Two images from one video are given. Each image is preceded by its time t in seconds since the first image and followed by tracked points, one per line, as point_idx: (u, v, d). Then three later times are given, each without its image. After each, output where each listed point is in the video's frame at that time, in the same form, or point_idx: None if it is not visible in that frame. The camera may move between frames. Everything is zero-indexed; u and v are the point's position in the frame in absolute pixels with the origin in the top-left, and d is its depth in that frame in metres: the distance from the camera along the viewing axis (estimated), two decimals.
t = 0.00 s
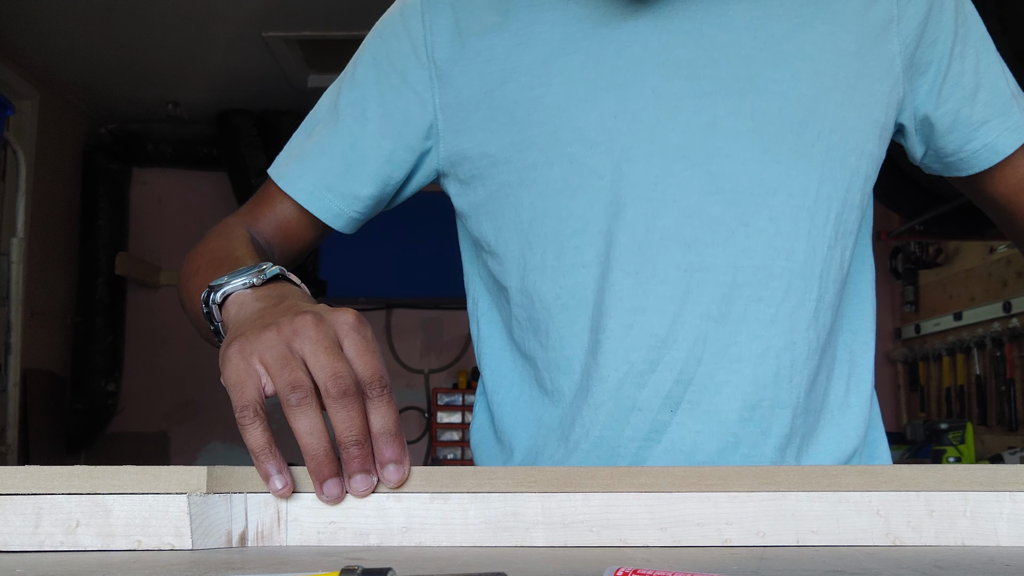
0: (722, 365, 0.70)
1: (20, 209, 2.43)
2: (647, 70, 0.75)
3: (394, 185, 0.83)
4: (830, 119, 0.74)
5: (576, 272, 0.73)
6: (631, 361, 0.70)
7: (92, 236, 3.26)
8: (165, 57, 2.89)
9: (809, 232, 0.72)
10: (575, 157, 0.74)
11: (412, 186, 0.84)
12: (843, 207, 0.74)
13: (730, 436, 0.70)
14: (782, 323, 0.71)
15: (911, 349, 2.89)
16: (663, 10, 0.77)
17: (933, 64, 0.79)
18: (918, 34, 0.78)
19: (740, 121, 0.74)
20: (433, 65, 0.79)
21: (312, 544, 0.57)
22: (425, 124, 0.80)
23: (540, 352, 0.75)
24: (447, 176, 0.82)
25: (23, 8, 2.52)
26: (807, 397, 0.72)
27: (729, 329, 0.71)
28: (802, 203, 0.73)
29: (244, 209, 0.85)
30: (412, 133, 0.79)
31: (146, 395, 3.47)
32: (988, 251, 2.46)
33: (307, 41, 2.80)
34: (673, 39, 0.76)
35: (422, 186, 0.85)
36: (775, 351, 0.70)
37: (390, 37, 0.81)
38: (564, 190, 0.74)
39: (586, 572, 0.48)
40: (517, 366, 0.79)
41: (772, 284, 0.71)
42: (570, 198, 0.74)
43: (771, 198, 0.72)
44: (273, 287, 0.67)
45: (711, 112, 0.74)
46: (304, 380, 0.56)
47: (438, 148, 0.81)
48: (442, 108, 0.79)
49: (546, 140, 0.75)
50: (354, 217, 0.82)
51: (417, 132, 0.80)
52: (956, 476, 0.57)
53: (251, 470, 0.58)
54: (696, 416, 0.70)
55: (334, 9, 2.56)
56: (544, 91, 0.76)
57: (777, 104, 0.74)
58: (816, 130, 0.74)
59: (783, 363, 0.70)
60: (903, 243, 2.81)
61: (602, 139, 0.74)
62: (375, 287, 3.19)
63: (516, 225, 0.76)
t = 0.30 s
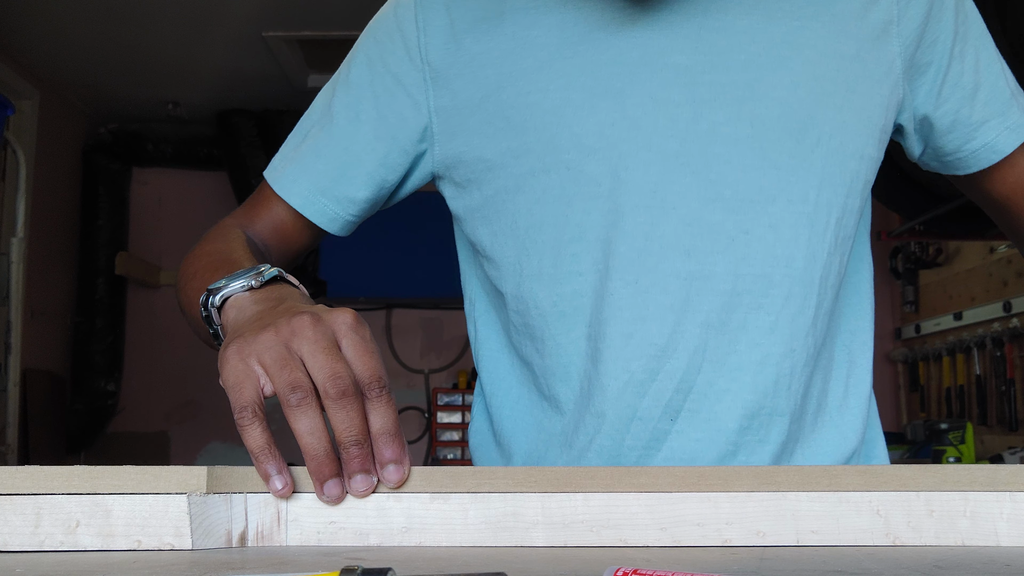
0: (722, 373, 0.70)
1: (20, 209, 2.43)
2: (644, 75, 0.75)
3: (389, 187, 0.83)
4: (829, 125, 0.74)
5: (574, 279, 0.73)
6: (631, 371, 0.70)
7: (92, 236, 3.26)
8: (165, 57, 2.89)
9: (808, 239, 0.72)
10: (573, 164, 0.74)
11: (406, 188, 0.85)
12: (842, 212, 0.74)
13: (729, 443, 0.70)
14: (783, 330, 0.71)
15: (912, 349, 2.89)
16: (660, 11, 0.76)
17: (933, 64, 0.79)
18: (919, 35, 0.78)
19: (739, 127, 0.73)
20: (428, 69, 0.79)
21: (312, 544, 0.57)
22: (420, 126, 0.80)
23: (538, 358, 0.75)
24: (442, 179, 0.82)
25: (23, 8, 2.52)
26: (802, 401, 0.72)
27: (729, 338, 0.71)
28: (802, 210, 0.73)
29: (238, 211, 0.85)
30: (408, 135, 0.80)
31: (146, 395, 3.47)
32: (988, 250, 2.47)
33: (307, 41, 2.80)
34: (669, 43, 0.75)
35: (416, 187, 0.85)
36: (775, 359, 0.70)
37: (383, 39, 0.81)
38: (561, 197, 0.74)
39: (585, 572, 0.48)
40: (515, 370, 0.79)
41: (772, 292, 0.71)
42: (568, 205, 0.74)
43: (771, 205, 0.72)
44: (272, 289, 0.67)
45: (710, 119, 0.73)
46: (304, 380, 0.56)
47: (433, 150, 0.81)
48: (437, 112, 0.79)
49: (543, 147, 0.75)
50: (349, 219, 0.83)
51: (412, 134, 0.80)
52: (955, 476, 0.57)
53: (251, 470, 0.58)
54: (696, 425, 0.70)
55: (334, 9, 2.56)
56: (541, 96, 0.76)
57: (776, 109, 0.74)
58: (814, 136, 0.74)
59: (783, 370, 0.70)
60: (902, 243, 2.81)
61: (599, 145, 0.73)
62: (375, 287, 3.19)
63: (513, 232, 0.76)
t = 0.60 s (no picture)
0: (727, 380, 0.70)
1: (20, 209, 2.43)
2: (647, 78, 0.75)
3: (390, 185, 0.82)
4: (834, 130, 0.74)
5: (577, 285, 0.73)
6: (636, 378, 0.70)
7: (92, 235, 3.26)
8: (166, 57, 2.89)
9: (813, 246, 0.72)
10: (576, 168, 0.74)
11: (408, 185, 0.84)
12: (847, 218, 0.75)
13: (733, 450, 0.70)
14: (787, 337, 0.71)
15: (912, 348, 2.89)
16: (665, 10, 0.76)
17: (939, 67, 0.79)
18: (927, 37, 0.77)
19: (744, 132, 0.73)
20: (429, 68, 0.78)
21: (312, 544, 0.57)
22: (421, 126, 0.79)
23: (541, 362, 0.75)
24: (445, 178, 0.82)
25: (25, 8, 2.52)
26: (806, 407, 0.73)
27: (734, 345, 0.71)
28: (806, 217, 0.72)
29: (238, 209, 0.86)
30: (408, 135, 0.79)
31: (146, 395, 3.47)
32: (989, 251, 2.47)
33: (308, 41, 2.81)
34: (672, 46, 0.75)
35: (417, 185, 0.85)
36: (778, 366, 0.71)
37: (383, 38, 0.80)
38: (564, 201, 0.74)
39: (586, 572, 0.48)
40: (518, 371, 0.79)
41: (777, 299, 0.71)
42: (571, 209, 0.74)
43: (776, 212, 0.72)
44: (276, 284, 0.67)
45: (715, 124, 0.73)
46: (305, 382, 0.56)
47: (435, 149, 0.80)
48: (438, 111, 0.78)
49: (546, 151, 0.75)
50: (350, 219, 0.82)
51: (413, 134, 0.79)
52: (955, 476, 0.57)
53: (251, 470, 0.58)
54: (700, 432, 0.70)
55: (335, 9, 2.56)
56: (544, 99, 0.75)
57: (781, 114, 0.74)
58: (820, 141, 0.74)
59: (785, 377, 0.71)
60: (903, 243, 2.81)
61: (603, 150, 0.73)
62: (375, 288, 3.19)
63: (516, 234, 0.76)
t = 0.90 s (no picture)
0: (764, 391, 0.70)
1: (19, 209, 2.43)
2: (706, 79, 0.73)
3: (440, 167, 0.79)
4: (883, 150, 0.74)
5: (622, 280, 0.72)
6: (676, 381, 0.69)
7: (92, 235, 3.26)
8: (166, 56, 2.89)
9: (849, 261, 0.72)
10: (632, 163, 0.72)
11: (458, 168, 0.81)
12: (881, 239, 0.75)
13: (762, 458, 0.70)
14: (819, 351, 0.71)
15: (912, 348, 2.89)
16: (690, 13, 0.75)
17: (980, 99, 0.80)
18: (976, 69, 0.79)
19: (799, 143, 0.72)
20: (481, 47, 0.75)
21: (312, 544, 0.57)
22: (472, 106, 0.76)
23: (578, 356, 0.74)
24: (494, 160, 0.79)
25: (25, 8, 2.52)
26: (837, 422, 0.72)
27: (771, 355, 0.70)
28: (847, 234, 0.72)
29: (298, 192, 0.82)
30: (459, 116, 0.76)
31: (146, 394, 3.47)
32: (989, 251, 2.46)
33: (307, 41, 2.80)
34: (731, 48, 0.74)
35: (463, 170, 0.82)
36: (807, 379, 0.71)
37: (434, 14, 0.77)
38: (613, 197, 0.72)
39: (585, 572, 0.48)
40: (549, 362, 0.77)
41: (813, 314, 0.71)
42: (622, 205, 0.72)
43: (821, 226, 0.72)
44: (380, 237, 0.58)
45: (772, 133, 0.72)
46: (430, 312, 0.45)
47: (484, 133, 0.78)
48: (488, 93, 0.75)
49: (599, 142, 0.73)
50: (402, 201, 0.79)
51: (464, 116, 0.76)
52: (955, 475, 0.57)
53: (252, 470, 0.58)
54: (735, 441, 0.70)
55: (335, 9, 2.56)
56: (603, 94, 0.73)
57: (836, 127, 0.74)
58: (871, 160, 0.74)
59: (814, 391, 0.71)
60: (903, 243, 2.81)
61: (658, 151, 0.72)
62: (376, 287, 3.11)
63: (560, 224, 0.74)
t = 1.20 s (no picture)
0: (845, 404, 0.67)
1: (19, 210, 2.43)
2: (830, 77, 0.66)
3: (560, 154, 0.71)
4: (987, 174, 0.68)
5: (723, 281, 0.67)
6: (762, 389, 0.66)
7: (92, 235, 3.26)
8: (165, 57, 2.89)
9: (942, 282, 0.68)
10: (749, 160, 0.65)
11: (570, 158, 0.73)
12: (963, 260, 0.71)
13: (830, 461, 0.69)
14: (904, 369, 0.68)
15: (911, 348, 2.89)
16: None
17: None
18: None
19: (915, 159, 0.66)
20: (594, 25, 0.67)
21: (312, 544, 0.57)
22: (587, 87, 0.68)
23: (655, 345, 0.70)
24: (601, 143, 0.72)
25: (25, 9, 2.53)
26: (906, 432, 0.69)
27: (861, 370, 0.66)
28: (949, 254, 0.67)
29: (417, 208, 0.73)
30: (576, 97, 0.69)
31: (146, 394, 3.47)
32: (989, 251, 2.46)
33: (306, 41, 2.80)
34: (856, 43, 0.67)
35: (573, 161, 0.74)
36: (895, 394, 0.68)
37: None
38: (726, 192, 0.66)
39: (585, 572, 0.48)
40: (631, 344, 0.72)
41: (906, 332, 0.67)
42: (734, 203, 0.65)
43: (923, 247, 0.66)
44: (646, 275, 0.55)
45: (887, 145, 0.66)
46: (814, 362, 0.46)
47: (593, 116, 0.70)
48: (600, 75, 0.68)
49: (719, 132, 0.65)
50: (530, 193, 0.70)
51: (577, 99, 0.69)
52: (956, 475, 0.57)
53: (252, 471, 0.57)
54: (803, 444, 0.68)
55: (334, 9, 2.56)
56: (724, 82, 0.66)
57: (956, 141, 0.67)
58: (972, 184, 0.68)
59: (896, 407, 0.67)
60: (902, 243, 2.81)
61: (780, 149, 0.65)
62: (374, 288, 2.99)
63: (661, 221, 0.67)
